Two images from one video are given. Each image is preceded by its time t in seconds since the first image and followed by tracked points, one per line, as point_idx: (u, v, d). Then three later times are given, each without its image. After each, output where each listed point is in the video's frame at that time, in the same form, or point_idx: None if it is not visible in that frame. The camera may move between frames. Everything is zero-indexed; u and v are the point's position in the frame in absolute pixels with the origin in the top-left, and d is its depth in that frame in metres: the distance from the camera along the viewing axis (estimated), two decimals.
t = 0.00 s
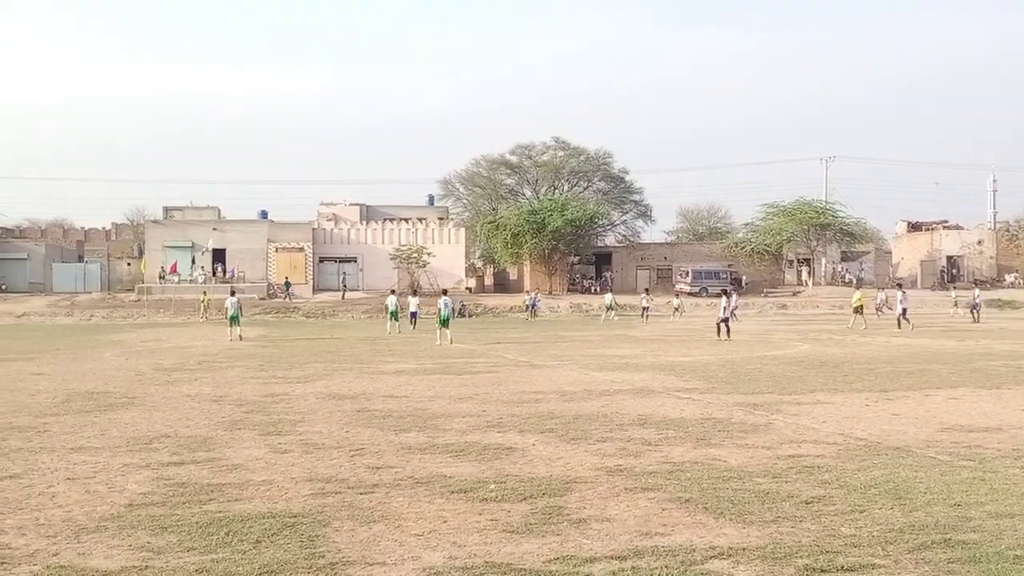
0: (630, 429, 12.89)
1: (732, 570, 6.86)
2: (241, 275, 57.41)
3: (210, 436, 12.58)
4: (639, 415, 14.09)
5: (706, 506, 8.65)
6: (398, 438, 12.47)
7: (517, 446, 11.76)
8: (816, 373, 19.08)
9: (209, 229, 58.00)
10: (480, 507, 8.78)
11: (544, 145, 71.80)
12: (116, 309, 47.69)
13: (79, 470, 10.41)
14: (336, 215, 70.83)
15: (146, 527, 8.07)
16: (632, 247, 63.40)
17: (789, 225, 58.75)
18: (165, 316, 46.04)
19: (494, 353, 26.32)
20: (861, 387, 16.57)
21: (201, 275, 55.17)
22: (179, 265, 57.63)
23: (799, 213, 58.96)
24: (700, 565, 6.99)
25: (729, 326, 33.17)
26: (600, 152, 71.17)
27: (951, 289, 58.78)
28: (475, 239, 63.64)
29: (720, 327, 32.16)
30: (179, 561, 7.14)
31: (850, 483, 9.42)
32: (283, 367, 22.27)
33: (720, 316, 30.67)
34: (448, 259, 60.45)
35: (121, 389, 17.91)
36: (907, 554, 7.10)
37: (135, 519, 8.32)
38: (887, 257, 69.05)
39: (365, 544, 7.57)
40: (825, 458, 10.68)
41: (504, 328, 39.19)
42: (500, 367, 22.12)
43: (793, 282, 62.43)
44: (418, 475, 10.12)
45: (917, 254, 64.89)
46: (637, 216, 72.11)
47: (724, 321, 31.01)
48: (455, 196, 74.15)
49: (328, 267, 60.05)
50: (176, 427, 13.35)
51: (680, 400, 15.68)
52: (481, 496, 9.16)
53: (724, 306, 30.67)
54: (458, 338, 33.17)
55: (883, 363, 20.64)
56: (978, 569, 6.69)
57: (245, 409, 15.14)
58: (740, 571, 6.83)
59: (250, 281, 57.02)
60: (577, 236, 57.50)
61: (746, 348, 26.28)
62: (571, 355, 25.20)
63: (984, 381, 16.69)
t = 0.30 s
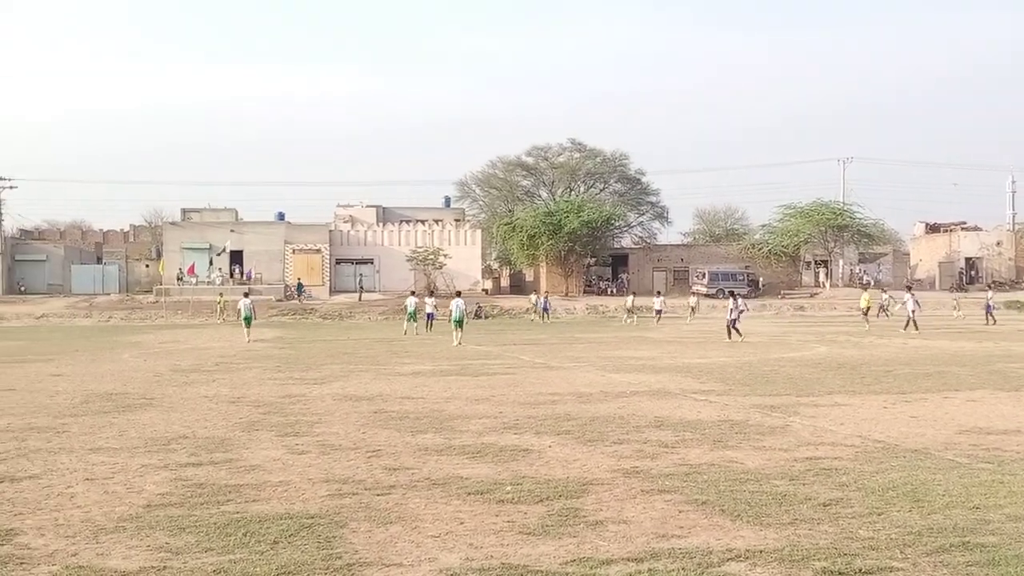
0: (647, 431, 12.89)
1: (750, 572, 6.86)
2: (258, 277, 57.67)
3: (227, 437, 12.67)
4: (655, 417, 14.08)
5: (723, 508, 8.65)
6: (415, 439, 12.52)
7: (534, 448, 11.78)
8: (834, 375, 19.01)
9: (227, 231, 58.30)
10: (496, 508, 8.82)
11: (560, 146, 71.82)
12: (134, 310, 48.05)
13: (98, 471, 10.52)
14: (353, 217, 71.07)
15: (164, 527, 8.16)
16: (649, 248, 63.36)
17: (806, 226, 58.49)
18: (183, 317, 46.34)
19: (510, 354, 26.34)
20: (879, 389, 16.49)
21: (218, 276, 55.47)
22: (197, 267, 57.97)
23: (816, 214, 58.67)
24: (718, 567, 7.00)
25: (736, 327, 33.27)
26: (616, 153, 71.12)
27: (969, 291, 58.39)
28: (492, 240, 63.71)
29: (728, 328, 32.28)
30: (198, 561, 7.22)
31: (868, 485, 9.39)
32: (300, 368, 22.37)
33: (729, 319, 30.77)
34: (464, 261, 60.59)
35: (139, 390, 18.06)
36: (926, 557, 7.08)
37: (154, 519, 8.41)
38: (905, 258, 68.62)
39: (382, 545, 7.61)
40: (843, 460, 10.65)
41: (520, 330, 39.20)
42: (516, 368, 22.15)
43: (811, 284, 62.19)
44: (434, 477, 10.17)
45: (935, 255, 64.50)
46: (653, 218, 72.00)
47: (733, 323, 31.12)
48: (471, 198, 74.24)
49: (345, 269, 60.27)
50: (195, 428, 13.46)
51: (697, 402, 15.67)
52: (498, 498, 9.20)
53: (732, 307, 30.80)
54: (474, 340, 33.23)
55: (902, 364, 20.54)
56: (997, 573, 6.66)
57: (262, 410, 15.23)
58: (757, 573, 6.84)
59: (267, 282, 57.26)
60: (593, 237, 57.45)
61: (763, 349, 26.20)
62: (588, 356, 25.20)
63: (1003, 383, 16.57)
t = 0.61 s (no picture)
0: (662, 433, 12.91)
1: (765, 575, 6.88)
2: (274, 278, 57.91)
3: (242, 438, 12.77)
4: (670, 419, 14.10)
5: (738, 511, 8.69)
6: (429, 440, 12.59)
7: (548, 450, 11.83)
8: (850, 377, 18.96)
9: (242, 233, 58.54)
10: (511, 510, 8.87)
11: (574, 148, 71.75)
12: (151, 312, 48.38)
13: (114, 472, 10.62)
14: (367, 219, 71.26)
15: (179, 528, 8.25)
16: (664, 250, 63.34)
17: (821, 228, 58.26)
18: (199, 318, 46.62)
19: (525, 356, 26.38)
20: (893, 391, 16.45)
21: (234, 278, 55.74)
22: (212, 269, 58.25)
23: (832, 216, 58.43)
24: (733, 570, 7.03)
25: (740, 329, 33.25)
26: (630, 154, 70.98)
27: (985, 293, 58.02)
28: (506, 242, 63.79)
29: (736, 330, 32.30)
30: (214, 562, 7.30)
31: (884, 487, 9.40)
32: (315, 370, 22.48)
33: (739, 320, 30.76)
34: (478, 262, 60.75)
35: (155, 392, 18.20)
36: (941, 560, 7.10)
37: (169, 520, 8.50)
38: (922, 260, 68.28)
39: (396, 547, 7.67)
40: (859, 463, 10.65)
41: (535, 331, 39.25)
42: (530, 370, 22.20)
43: (826, 285, 62.01)
44: (449, 478, 10.23)
45: (952, 257, 64.16)
46: (668, 219, 71.88)
47: (742, 325, 31.09)
48: (485, 200, 74.32)
49: (360, 270, 60.49)
50: (210, 429, 13.56)
51: (712, 404, 15.68)
52: (513, 499, 9.25)
53: (741, 309, 30.84)
54: (489, 341, 33.30)
55: (918, 367, 20.46)
56: None
57: (278, 412, 15.33)
58: None
59: (283, 284, 57.51)
60: (608, 238, 57.41)
61: (778, 351, 26.17)
62: (602, 358, 25.22)
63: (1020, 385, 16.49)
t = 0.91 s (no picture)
0: (679, 436, 12.89)
1: None
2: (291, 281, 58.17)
3: (260, 440, 12.85)
4: (687, 422, 14.07)
5: (756, 514, 8.66)
6: (446, 443, 12.63)
7: (565, 452, 11.83)
8: (868, 380, 18.83)
9: (260, 235, 58.84)
10: (528, 512, 8.89)
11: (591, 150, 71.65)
12: (169, 315, 48.69)
13: (133, 473, 10.71)
14: (384, 221, 71.46)
15: (197, 530, 8.31)
16: (681, 252, 63.17)
17: (840, 230, 57.96)
18: (216, 321, 46.88)
19: (542, 359, 26.37)
20: (913, 394, 16.37)
21: (252, 281, 56.04)
22: (230, 271, 58.58)
23: (850, 218, 58.13)
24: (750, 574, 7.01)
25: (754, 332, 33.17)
26: (647, 157, 70.88)
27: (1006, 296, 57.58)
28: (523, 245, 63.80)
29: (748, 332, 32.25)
30: (231, 564, 7.35)
31: (903, 491, 9.35)
32: (332, 372, 22.58)
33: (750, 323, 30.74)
34: (495, 265, 60.85)
35: (173, 394, 18.33)
36: (961, 564, 7.06)
37: (187, 522, 8.57)
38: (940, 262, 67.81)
39: (413, 549, 7.71)
40: (878, 466, 10.60)
41: (551, 334, 39.22)
42: (547, 372, 22.20)
43: (845, 288, 61.70)
44: (466, 480, 10.26)
45: (971, 260, 63.72)
46: (685, 221, 71.74)
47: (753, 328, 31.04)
48: (502, 202, 74.32)
49: (377, 273, 60.68)
50: (228, 431, 13.65)
51: (729, 406, 15.66)
52: (529, 502, 9.26)
53: (751, 310, 30.80)
54: (505, 344, 33.32)
55: (937, 369, 20.34)
56: None
57: (295, 414, 15.42)
58: None
59: (300, 287, 57.77)
60: (625, 241, 57.32)
61: (796, 354, 26.05)
62: (619, 361, 25.19)
63: None
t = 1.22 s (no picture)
0: (679, 438, 12.90)
1: None
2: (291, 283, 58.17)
3: (260, 442, 12.87)
4: (687, 424, 14.08)
5: (756, 516, 8.66)
6: (446, 445, 12.64)
7: (565, 454, 11.85)
8: (868, 382, 18.83)
9: (260, 238, 58.87)
10: (528, 515, 8.89)
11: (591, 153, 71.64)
12: (169, 317, 48.71)
13: (132, 476, 10.73)
14: (385, 224, 71.49)
15: (196, 532, 8.32)
16: (681, 254, 63.15)
17: (840, 232, 57.99)
18: (216, 323, 46.89)
19: (542, 361, 26.37)
20: (913, 397, 16.37)
21: (252, 283, 56.05)
22: (230, 273, 58.59)
23: (850, 220, 58.14)
24: None
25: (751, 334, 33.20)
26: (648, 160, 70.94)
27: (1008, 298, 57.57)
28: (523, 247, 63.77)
29: (744, 334, 32.30)
30: (231, 566, 7.36)
31: (902, 493, 9.35)
32: (332, 374, 22.59)
33: (745, 324, 30.83)
34: (495, 267, 60.89)
35: (173, 396, 18.33)
36: (961, 566, 7.06)
37: (187, 524, 8.58)
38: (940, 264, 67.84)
39: (412, 551, 7.71)
40: (878, 468, 10.60)
41: (551, 336, 39.20)
42: (547, 375, 22.20)
43: (845, 290, 61.71)
44: (466, 483, 10.27)
45: (971, 262, 63.73)
46: (685, 224, 71.79)
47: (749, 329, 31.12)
48: (502, 205, 74.29)
49: (377, 275, 60.71)
50: (228, 433, 13.66)
51: (729, 409, 15.65)
52: (529, 504, 9.26)
53: (746, 311, 30.86)
54: (506, 346, 33.32)
55: (938, 372, 20.34)
56: None
57: (295, 416, 15.44)
58: None
59: (300, 289, 57.80)
60: (625, 243, 57.33)
61: (796, 357, 26.03)
62: (619, 363, 25.18)
63: None
